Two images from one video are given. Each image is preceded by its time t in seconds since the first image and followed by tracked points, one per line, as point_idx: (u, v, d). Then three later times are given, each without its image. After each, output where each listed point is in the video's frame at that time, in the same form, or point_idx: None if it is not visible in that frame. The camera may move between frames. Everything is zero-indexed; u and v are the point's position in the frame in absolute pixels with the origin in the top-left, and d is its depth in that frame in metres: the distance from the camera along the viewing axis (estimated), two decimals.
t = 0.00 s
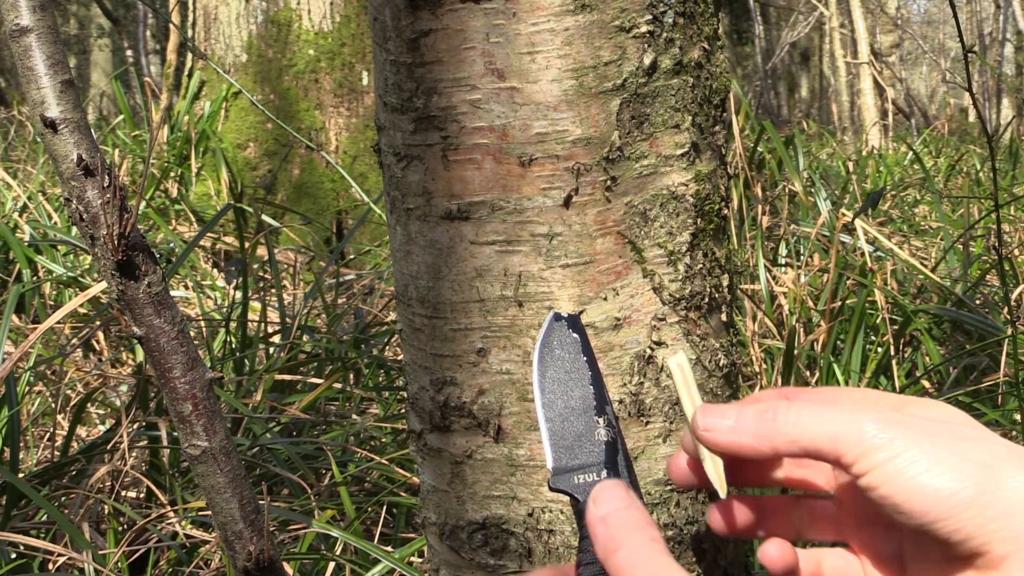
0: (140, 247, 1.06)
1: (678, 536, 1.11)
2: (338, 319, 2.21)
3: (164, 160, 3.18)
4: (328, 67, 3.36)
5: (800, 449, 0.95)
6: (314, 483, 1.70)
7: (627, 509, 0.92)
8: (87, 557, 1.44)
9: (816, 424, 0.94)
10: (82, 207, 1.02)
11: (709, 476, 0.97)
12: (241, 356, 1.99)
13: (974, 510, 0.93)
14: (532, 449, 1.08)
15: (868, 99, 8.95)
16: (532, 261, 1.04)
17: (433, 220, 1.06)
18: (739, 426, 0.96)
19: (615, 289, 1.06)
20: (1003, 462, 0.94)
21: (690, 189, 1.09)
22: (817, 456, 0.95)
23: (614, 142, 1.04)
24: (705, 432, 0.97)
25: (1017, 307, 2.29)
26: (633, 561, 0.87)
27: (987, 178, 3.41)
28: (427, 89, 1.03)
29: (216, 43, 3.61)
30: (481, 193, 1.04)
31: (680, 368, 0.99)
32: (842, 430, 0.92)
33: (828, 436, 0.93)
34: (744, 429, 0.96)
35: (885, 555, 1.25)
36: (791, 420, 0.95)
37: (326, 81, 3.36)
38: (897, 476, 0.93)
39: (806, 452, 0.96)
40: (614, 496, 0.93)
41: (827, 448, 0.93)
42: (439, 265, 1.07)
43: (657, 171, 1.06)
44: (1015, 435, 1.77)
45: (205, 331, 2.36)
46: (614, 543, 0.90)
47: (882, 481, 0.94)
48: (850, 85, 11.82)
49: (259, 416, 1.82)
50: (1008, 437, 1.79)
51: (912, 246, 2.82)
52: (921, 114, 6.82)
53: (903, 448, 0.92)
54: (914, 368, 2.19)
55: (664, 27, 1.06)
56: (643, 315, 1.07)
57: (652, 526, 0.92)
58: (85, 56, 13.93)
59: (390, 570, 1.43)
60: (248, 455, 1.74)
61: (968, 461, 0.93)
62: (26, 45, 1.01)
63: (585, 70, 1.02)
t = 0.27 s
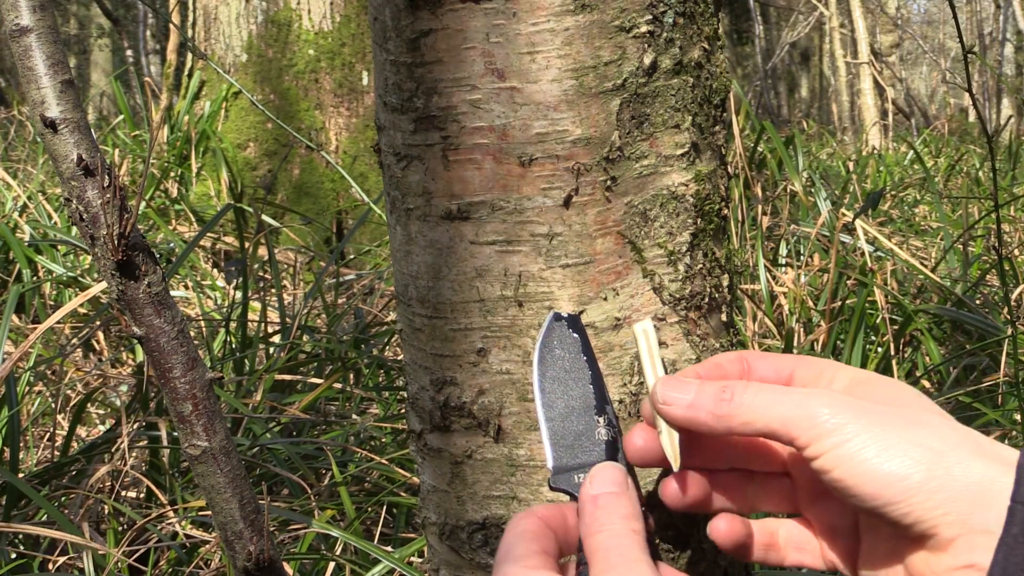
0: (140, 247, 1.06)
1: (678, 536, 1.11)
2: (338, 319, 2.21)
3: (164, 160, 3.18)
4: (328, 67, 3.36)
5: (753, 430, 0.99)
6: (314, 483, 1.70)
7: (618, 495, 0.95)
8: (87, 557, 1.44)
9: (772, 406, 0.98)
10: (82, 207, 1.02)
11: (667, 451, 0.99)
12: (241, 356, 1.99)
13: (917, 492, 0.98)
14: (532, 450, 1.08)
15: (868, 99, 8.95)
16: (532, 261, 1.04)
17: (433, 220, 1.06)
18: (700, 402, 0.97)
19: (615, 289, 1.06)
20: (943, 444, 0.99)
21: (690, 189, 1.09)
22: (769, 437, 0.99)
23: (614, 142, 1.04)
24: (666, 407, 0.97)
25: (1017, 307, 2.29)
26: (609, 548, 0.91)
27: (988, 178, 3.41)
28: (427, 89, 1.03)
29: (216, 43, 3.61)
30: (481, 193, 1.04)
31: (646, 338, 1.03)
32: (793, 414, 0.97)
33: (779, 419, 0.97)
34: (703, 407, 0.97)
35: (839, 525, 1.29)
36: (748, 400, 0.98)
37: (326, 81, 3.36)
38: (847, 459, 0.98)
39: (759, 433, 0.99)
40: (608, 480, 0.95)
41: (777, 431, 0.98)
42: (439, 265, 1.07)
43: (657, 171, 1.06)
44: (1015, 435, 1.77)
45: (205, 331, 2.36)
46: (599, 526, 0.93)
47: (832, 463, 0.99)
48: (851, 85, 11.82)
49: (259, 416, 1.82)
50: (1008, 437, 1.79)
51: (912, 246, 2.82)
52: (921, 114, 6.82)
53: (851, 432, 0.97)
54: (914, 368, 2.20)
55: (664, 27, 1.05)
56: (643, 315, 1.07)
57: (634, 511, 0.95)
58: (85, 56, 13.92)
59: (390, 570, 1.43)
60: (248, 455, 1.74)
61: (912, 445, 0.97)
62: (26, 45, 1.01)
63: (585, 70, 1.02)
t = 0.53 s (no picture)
0: (140, 247, 1.06)
1: (678, 536, 1.11)
2: (338, 319, 2.21)
3: (164, 160, 3.18)
4: (328, 67, 3.36)
5: (744, 425, 1.02)
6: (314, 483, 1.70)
7: (612, 496, 0.95)
8: (87, 557, 1.44)
9: (759, 402, 1.01)
10: (82, 206, 1.02)
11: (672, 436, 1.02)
12: (241, 356, 1.99)
13: (903, 482, 1.00)
14: (532, 450, 1.08)
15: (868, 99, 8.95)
16: (532, 261, 1.04)
17: (433, 220, 1.06)
18: (691, 394, 1.00)
19: (615, 289, 1.06)
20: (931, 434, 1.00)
21: (690, 189, 1.09)
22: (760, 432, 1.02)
23: (613, 142, 1.04)
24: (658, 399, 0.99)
25: (1017, 307, 2.29)
26: (606, 552, 0.90)
27: (988, 178, 3.41)
28: (427, 89, 1.03)
29: (216, 43, 3.61)
30: (481, 193, 1.04)
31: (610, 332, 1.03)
32: (782, 409, 1.00)
33: (767, 415, 1.00)
34: (697, 401, 1.01)
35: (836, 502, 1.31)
36: (738, 397, 1.01)
37: (326, 81, 3.36)
38: (837, 452, 1.00)
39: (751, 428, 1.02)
40: (602, 481, 0.96)
41: (766, 427, 1.01)
42: (439, 265, 1.07)
43: (657, 171, 1.06)
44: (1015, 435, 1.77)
45: (205, 331, 2.36)
46: (592, 528, 0.93)
47: (821, 456, 1.01)
48: (851, 85, 11.82)
49: (259, 416, 1.82)
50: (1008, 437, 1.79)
51: (912, 245, 2.82)
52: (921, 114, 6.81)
53: (838, 426, 0.99)
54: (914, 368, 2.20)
55: (664, 27, 1.05)
56: (643, 314, 1.08)
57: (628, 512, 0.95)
58: (85, 56, 13.93)
59: (390, 570, 1.43)
60: (248, 455, 1.74)
61: (898, 437, 0.99)
62: (26, 45, 1.01)
63: (585, 70, 1.02)
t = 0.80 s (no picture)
0: (140, 247, 1.06)
1: (678, 536, 1.11)
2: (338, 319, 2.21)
3: (164, 160, 3.17)
4: (328, 67, 3.36)
5: (745, 420, 1.09)
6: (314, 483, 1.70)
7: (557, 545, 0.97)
8: (87, 557, 1.44)
9: (761, 398, 1.07)
10: (82, 206, 1.02)
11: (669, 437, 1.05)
12: (241, 356, 1.98)
13: (900, 471, 1.09)
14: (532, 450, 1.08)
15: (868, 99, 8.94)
16: (532, 261, 1.04)
17: (433, 220, 1.06)
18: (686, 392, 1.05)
19: (615, 289, 1.06)
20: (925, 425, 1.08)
21: (690, 189, 1.09)
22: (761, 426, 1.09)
23: (613, 142, 1.04)
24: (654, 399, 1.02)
25: (1017, 307, 2.29)
26: None
27: (988, 178, 3.41)
28: (427, 89, 1.03)
29: (216, 44, 3.62)
30: (481, 193, 1.04)
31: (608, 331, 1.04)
32: (780, 404, 1.07)
33: (768, 410, 1.07)
34: (693, 399, 1.07)
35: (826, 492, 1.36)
36: (736, 392, 1.07)
37: (326, 81, 3.36)
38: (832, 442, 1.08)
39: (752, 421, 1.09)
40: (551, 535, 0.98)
41: (768, 421, 1.08)
42: (439, 265, 1.07)
43: (657, 171, 1.06)
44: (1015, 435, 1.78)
45: (205, 331, 2.36)
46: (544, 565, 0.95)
47: (818, 447, 1.09)
48: (851, 85, 11.82)
49: (259, 416, 1.82)
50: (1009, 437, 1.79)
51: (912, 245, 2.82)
52: (922, 114, 6.81)
53: (836, 418, 1.08)
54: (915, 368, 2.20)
55: (664, 27, 1.05)
56: (642, 315, 1.08)
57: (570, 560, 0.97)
58: (85, 56, 13.92)
59: (390, 570, 1.43)
60: (248, 455, 1.74)
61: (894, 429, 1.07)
62: (26, 45, 1.01)
63: (586, 70, 1.02)
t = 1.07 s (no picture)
0: (140, 247, 1.06)
1: (678, 537, 1.11)
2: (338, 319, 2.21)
3: (164, 160, 3.17)
4: (328, 67, 3.36)
5: (706, 428, 1.01)
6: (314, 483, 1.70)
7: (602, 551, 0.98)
8: (88, 557, 1.44)
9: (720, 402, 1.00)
10: (82, 207, 1.02)
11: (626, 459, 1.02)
12: (241, 356, 1.98)
13: (868, 484, 1.00)
14: (532, 450, 1.08)
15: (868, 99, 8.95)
16: (532, 261, 1.04)
17: (433, 220, 1.06)
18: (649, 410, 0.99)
19: (615, 289, 1.06)
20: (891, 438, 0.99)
21: (690, 189, 1.09)
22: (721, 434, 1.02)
23: (614, 142, 1.03)
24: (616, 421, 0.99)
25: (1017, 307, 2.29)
26: None
27: (988, 178, 3.41)
28: (427, 89, 1.03)
29: (217, 44, 3.62)
30: (481, 193, 1.04)
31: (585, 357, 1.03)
32: (744, 412, 1.00)
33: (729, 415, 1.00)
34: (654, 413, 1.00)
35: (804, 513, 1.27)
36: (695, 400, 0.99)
37: (326, 81, 3.36)
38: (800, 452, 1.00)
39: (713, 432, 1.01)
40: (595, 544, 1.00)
41: (730, 429, 1.00)
42: (439, 265, 1.07)
43: (657, 171, 1.06)
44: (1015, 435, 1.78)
45: (205, 331, 2.36)
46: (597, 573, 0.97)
47: (784, 457, 1.01)
48: (851, 85, 11.83)
49: (259, 416, 1.82)
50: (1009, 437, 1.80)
51: (913, 246, 2.82)
52: (922, 114, 6.81)
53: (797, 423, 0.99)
54: (915, 368, 2.20)
55: (664, 27, 1.05)
56: (642, 315, 1.07)
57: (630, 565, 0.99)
58: (85, 56, 13.92)
59: (390, 570, 1.43)
60: (248, 455, 1.74)
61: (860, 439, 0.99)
62: (26, 45, 1.01)
63: (586, 70, 1.02)
